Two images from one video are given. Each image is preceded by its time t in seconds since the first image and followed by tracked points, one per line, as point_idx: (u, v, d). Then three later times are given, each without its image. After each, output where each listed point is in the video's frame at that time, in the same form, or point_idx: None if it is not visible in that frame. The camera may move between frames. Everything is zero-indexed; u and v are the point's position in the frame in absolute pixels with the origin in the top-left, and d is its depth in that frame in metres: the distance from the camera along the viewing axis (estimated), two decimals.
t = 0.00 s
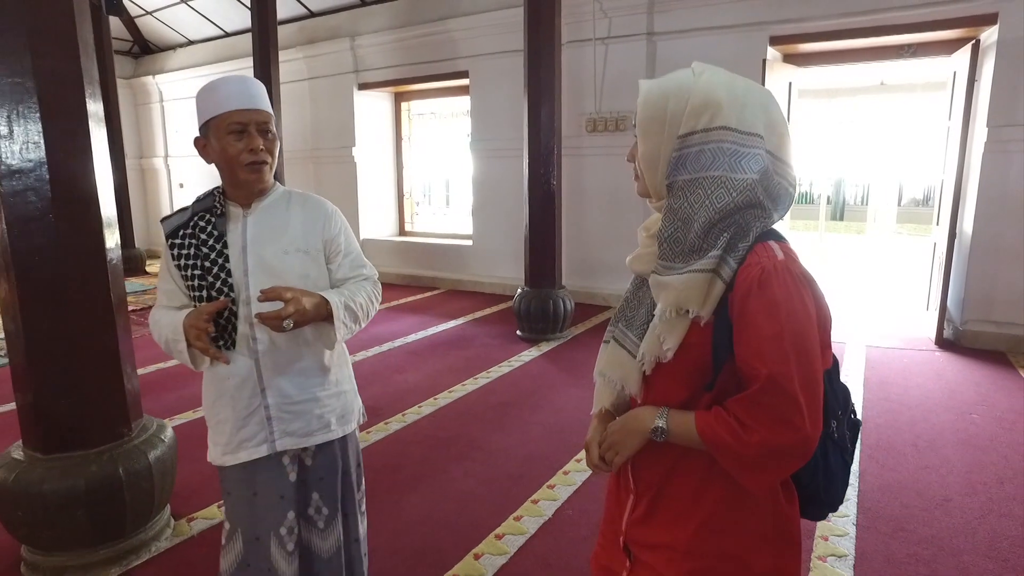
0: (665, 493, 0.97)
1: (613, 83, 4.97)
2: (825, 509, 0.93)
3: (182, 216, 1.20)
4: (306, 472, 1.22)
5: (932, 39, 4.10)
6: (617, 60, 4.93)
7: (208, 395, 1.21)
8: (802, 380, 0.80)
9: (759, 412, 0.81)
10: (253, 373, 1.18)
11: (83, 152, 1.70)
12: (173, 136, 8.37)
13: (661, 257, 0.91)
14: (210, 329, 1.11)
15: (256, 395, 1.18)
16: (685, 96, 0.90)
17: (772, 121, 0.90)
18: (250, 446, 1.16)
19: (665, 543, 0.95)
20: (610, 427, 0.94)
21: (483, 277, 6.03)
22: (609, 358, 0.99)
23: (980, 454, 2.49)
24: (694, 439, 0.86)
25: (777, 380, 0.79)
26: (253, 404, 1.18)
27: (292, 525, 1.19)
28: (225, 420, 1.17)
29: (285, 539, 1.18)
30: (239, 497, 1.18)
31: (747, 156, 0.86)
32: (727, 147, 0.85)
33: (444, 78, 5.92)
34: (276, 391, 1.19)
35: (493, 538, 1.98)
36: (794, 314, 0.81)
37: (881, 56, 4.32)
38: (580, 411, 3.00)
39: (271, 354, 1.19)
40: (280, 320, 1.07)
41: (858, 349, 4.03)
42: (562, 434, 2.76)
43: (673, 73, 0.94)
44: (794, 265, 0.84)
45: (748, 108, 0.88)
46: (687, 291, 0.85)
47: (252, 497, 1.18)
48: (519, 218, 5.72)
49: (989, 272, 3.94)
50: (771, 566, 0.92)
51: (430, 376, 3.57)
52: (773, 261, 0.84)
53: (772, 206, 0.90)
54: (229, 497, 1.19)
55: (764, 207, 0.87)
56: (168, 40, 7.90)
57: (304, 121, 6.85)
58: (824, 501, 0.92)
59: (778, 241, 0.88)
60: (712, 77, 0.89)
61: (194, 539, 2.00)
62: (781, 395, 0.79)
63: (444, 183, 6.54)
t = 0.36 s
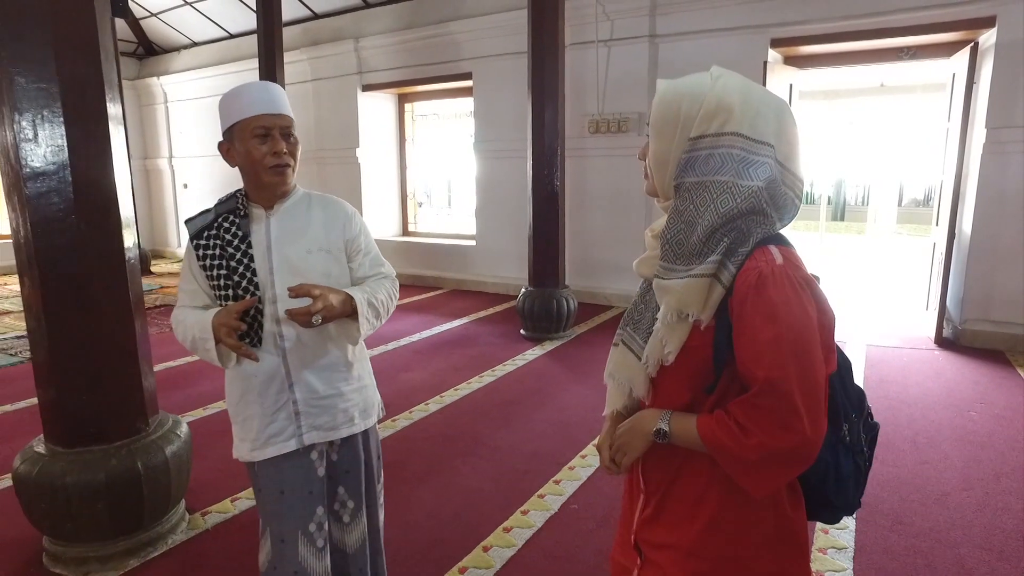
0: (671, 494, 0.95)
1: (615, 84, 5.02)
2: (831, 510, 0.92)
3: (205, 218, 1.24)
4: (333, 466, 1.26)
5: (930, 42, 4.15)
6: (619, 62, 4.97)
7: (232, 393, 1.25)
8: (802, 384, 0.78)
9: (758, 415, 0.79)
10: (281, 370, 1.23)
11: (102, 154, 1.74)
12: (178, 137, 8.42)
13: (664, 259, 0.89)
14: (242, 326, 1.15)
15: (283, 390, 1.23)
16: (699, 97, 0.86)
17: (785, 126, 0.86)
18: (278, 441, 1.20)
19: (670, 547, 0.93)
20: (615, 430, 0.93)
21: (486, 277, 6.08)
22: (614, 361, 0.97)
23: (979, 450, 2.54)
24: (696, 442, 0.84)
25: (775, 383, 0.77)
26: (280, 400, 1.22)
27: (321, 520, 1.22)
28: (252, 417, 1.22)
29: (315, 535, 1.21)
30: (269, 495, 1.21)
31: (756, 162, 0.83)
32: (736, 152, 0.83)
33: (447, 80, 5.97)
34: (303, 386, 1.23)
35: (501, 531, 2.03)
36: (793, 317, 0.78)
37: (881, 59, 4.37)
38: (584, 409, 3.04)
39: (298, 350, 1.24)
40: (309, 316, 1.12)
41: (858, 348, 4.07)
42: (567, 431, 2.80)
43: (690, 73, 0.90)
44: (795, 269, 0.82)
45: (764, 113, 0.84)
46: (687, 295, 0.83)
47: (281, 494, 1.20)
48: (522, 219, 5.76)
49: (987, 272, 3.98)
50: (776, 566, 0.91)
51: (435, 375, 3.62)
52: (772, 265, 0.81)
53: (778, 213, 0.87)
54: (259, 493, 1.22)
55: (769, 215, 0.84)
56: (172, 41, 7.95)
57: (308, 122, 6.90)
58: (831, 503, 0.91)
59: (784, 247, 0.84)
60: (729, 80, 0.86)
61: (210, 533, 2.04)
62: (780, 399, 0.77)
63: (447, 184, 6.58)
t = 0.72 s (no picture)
0: (683, 490, 0.98)
1: (618, 85, 5.06)
2: (841, 510, 0.92)
3: (228, 215, 1.27)
4: (352, 460, 1.30)
5: (931, 43, 4.19)
6: (622, 63, 5.01)
7: (255, 386, 1.29)
8: (814, 386, 0.80)
9: (770, 416, 0.81)
10: (302, 364, 1.27)
11: (120, 155, 1.78)
12: (181, 137, 8.46)
13: (677, 259, 0.91)
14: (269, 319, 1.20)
15: (304, 384, 1.27)
16: (714, 99, 0.90)
17: (799, 130, 0.89)
18: (299, 435, 1.24)
19: (680, 542, 0.95)
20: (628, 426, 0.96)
21: (489, 276, 6.12)
22: (628, 359, 1.00)
23: (979, 447, 2.57)
24: (708, 440, 0.87)
25: (787, 384, 0.79)
26: (301, 394, 1.26)
27: (340, 512, 1.26)
28: (275, 410, 1.25)
29: (335, 525, 1.25)
30: (290, 486, 1.25)
31: (771, 164, 0.86)
32: (750, 155, 0.86)
33: (451, 81, 6.01)
34: (324, 380, 1.27)
35: (510, 525, 2.06)
36: (807, 320, 0.80)
37: (882, 60, 4.41)
38: (589, 407, 3.08)
39: (319, 344, 1.27)
40: (334, 312, 1.16)
41: (859, 347, 4.11)
42: (573, 428, 2.84)
43: (706, 76, 0.94)
44: (808, 272, 0.84)
45: (778, 116, 0.88)
46: (701, 295, 0.86)
47: (302, 486, 1.25)
48: (525, 218, 5.80)
49: (987, 271, 4.02)
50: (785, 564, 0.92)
51: (440, 373, 3.65)
52: (786, 267, 0.83)
53: (792, 215, 0.89)
54: (281, 484, 1.27)
55: (784, 216, 0.87)
56: (176, 42, 7.98)
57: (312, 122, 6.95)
58: (839, 502, 0.91)
59: (797, 250, 0.87)
60: (745, 83, 0.89)
61: (222, 527, 2.07)
62: (792, 401, 0.80)
63: (450, 184, 6.62)
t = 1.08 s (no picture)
0: (703, 487, 1.00)
1: (621, 85, 5.08)
2: (860, 506, 0.94)
3: (251, 213, 1.30)
4: (372, 454, 1.32)
5: (934, 43, 4.21)
6: (626, 63, 5.03)
7: (277, 383, 1.32)
8: (839, 384, 0.82)
9: (796, 413, 0.83)
10: (324, 359, 1.29)
11: (137, 153, 1.80)
12: (184, 136, 8.47)
13: (701, 257, 0.93)
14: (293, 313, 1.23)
15: (326, 379, 1.29)
16: (739, 98, 0.92)
17: (823, 127, 0.91)
18: (321, 428, 1.26)
19: (700, 536, 0.97)
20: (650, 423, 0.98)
21: (492, 275, 6.14)
22: (650, 357, 1.03)
23: (983, 444, 2.60)
24: (731, 437, 0.89)
25: (813, 384, 0.82)
26: (323, 389, 1.28)
27: (361, 503, 1.29)
28: (297, 405, 1.28)
29: (356, 516, 1.29)
30: (310, 479, 1.28)
31: (796, 162, 0.87)
32: (776, 153, 0.87)
33: (454, 80, 6.03)
34: (345, 374, 1.29)
35: (521, 520, 2.08)
36: (832, 320, 0.82)
37: (885, 60, 4.44)
38: (595, 404, 3.11)
39: (340, 338, 1.29)
40: (348, 272, 1.20)
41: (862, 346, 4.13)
42: (580, 424, 2.87)
43: (730, 75, 0.96)
44: (833, 270, 0.86)
45: (803, 114, 0.89)
46: (725, 294, 0.88)
47: (323, 479, 1.28)
48: (528, 218, 5.82)
49: (989, 270, 4.04)
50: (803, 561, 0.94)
51: (447, 370, 3.67)
52: (811, 267, 0.85)
53: (816, 214, 0.91)
54: (302, 478, 1.29)
55: (808, 215, 0.88)
56: (179, 41, 8.00)
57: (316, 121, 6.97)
58: (858, 500, 0.93)
59: (821, 249, 0.89)
60: (769, 83, 0.91)
61: (235, 522, 2.10)
62: (817, 399, 0.82)
63: (453, 183, 6.64)
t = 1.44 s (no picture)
0: (732, 486, 0.98)
1: (624, 84, 5.10)
2: (887, 502, 0.96)
3: (270, 209, 1.32)
4: (391, 448, 1.34)
5: (936, 43, 4.23)
6: (629, 62, 5.05)
7: (295, 378, 1.33)
8: (875, 383, 0.83)
9: (832, 412, 0.83)
10: (343, 357, 1.31)
11: (152, 152, 1.82)
12: (185, 135, 8.48)
13: (732, 256, 0.94)
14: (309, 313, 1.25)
15: (346, 374, 1.31)
16: (769, 98, 0.93)
17: (853, 127, 0.91)
18: (340, 424, 1.29)
19: (730, 537, 0.96)
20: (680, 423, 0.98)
21: (495, 274, 6.16)
22: (678, 356, 1.05)
23: (986, 440, 2.62)
24: (766, 437, 0.89)
25: (851, 382, 0.82)
26: (343, 384, 1.30)
27: (380, 496, 1.31)
28: (317, 401, 1.30)
29: (375, 509, 1.30)
30: (330, 472, 1.30)
31: (828, 162, 0.88)
32: (807, 152, 0.88)
33: (457, 80, 6.04)
34: (365, 370, 1.31)
35: (530, 516, 2.10)
36: (869, 320, 0.83)
37: (887, 60, 4.46)
38: (601, 401, 3.13)
39: (359, 335, 1.31)
40: (378, 308, 1.23)
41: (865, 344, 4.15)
42: (587, 421, 2.89)
43: (758, 75, 0.97)
44: (868, 271, 0.87)
45: (833, 114, 0.90)
46: (760, 294, 0.88)
47: (342, 472, 1.30)
48: (530, 217, 5.84)
49: (991, 269, 4.06)
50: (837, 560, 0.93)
51: (452, 368, 3.69)
52: (848, 267, 0.86)
53: (847, 213, 0.91)
54: (322, 471, 1.31)
55: (840, 215, 0.89)
56: (181, 41, 8.01)
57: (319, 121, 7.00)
58: (885, 497, 0.95)
59: (853, 248, 0.90)
60: (798, 83, 0.92)
61: (248, 518, 2.11)
62: (855, 398, 0.82)
63: (455, 182, 6.66)
